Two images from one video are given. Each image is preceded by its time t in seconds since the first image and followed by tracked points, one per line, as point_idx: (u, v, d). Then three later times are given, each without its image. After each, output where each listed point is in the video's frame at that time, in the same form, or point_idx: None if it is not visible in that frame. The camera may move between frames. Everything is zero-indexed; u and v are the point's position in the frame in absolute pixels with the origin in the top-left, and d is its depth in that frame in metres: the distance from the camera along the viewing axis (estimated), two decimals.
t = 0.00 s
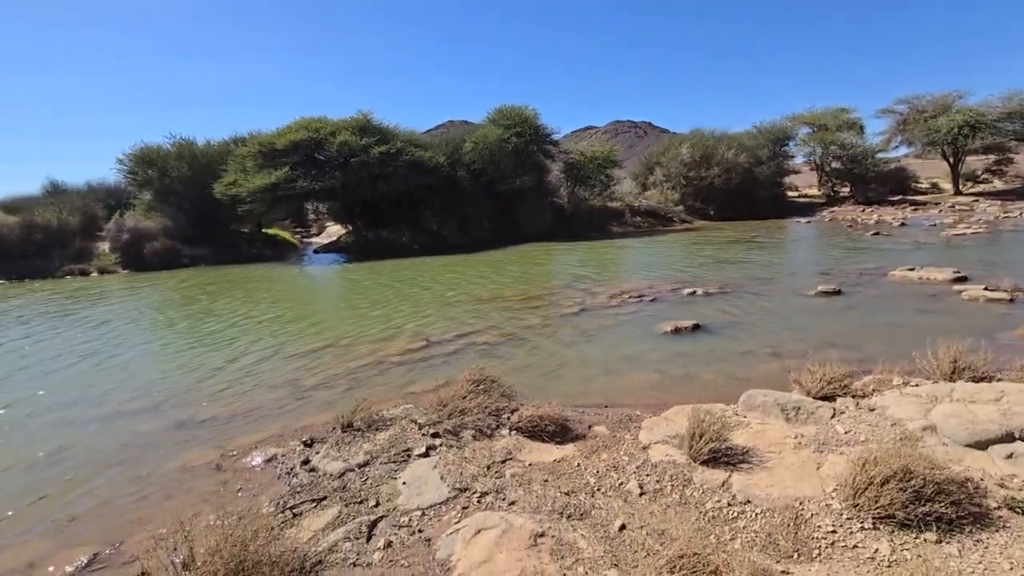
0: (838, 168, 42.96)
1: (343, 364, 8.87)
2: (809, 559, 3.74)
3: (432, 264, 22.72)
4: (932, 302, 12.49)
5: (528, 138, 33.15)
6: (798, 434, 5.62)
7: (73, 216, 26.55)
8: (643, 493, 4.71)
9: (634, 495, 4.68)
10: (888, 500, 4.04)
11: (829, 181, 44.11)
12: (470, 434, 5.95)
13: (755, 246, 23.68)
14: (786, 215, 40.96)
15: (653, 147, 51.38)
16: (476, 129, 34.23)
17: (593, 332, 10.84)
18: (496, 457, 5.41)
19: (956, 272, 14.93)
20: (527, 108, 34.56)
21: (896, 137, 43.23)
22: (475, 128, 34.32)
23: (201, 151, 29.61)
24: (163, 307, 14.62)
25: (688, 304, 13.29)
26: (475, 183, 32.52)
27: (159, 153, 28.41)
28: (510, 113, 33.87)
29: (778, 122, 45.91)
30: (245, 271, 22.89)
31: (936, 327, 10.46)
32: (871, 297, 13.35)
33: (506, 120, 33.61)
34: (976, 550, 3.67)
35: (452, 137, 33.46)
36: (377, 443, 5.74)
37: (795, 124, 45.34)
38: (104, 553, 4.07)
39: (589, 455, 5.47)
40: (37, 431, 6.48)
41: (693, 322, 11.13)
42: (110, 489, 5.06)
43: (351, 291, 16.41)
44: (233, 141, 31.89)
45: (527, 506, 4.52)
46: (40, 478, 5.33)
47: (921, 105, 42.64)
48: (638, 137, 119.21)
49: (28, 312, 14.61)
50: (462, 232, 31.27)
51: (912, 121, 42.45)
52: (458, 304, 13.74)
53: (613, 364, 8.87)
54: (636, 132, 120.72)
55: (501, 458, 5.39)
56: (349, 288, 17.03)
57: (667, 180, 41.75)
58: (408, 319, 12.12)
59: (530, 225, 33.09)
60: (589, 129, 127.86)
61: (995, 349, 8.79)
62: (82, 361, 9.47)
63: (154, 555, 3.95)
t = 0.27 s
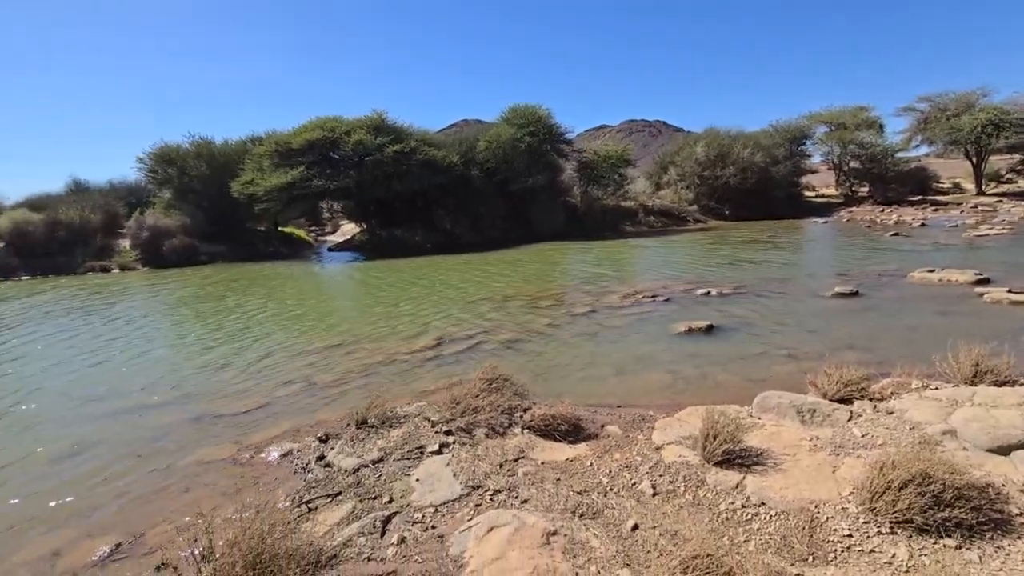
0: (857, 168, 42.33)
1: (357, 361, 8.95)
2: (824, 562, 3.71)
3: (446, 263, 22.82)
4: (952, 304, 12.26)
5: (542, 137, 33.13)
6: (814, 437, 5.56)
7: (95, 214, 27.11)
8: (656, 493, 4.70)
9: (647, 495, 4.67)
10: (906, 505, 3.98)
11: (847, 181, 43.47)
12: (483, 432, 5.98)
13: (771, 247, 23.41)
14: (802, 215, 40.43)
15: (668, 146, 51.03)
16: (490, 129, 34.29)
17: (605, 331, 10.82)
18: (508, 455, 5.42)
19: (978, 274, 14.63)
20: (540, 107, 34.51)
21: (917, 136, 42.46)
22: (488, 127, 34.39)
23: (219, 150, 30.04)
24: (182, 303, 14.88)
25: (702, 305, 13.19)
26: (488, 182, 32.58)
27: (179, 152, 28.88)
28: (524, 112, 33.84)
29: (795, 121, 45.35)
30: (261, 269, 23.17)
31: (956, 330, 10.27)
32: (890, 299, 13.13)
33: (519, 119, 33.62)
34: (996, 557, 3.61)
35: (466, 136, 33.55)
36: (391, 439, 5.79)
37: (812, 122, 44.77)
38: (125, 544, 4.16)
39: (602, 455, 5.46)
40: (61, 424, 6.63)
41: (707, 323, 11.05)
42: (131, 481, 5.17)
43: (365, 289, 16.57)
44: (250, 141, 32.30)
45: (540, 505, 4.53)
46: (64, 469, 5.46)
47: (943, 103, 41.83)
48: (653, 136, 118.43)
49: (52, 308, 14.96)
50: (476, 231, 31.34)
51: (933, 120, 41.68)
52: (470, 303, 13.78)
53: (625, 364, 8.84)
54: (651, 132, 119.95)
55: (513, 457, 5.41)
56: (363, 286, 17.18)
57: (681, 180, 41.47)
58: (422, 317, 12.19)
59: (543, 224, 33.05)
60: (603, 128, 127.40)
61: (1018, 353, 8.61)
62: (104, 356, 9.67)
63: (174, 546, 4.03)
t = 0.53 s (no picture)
0: (878, 167, 41.55)
1: (373, 358, 9.04)
2: (841, 565, 3.66)
3: (460, 261, 22.91)
4: (977, 306, 11.99)
5: (557, 135, 33.04)
6: (831, 439, 5.48)
7: (118, 211, 27.68)
8: (670, 493, 4.68)
9: (661, 495, 4.65)
10: (927, 509, 3.92)
11: (868, 180, 42.71)
12: (497, 429, 6.00)
13: (789, 247, 23.09)
14: (821, 214, 39.80)
15: (684, 145, 50.58)
16: (504, 127, 34.29)
17: (619, 330, 10.78)
18: (521, 453, 5.44)
19: (1004, 275, 14.28)
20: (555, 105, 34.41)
21: (941, 135, 41.55)
22: (503, 126, 34.38)
23: (237, 148, 30.45)
24: (201, 299, 15.14)
25: (718, 305, 13.07)
26: (502, 180, 32.59)
27: (198, 150, 29.32)
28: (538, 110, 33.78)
29: (815, 119, 44.64)
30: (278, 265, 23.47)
31: (979, 332, 10.05)
32: (911, 300, 12.89)
33: (534, 117, 33.57)
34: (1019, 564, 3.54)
35: (480, 135, 33.60)
36: (405, 435, 5.84)
37: (832, 120, 44.06)
38: (147, 533, 4.26)
39: (616, 454, 5.45)
40: (85, 415, 6.80)
41: (723, 323, 10.95)
42: (153, 471, 5.29)
43: (380, 286, 16.70)
44: (267, 139, 32.71)
45: (553, 502, 4.54)
46: (89, 459, 5.61)
47: (968, 100, 40.87)
48: (668, 135, 117.48)
49: (77, 302, 15.32)
50: (490, 229, 31.36)
51: (957, 117, 40.74)
52: (484, 300, 13.81)
53: (639, 363, 8.80)
54: (666, 130, 118.98)
55: (527, 454, 5.42)
56: (378, 283, 17.31)
57: (697, 178, 41.10)
58: (436, 315, 12.26)
59: (557, 222, 32.95)
60: (619, 126, 126.71)
61: None
62: (126, 349, 9.89)
63: (195, 536, 4.11)
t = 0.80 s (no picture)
0: (906, 164, 40.48)
1: (391, 352, 9.12)
2: (864, 570, 3.60)
3: (478, 257, 22.97)
4: (1008, 308, 11.63)
5: (576, 131, 32.85)
6: (854, 442, 5.38)
7: (145, 205, 28.34)
8: (688, 492, 4.65)
9: (678, 494, 4.62)
10: (953, 515, 3.82)
11: (895, 178, 41.64)
12: (514, 425, 6.02)
13: (813, 246, 22.63)
14: (846, 213, 38.93)
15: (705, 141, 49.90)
16: (523, 123, 34.21)
17: (637, 328, 10.72)
18: (538, 449, 5.44)
19: None
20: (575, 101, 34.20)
21: (973, 131, 40.29)
22: (522, 122, 34.30)
23: (260, 144, 30.87)
24: (225, 292, 15.44)
25: (738, 304, 12.90)
26: (521, 176, 32.54)
27: (222, 146, 29.82)
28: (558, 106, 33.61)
29: (840, 115, 43.65)
30: (298, 260, 23.78)
31: (1011, 335, 9.74)
32: (940, 301, 12.55)
33: (553, 113, 33.41)
34: None
35: (499, 131, 33.58)
36: (423, 429, 5.89)
37: (858, 117, 43.07)
38: (172, 519, 4.36)
39: (633, 452, 5.42)
40: (113, 404, 6.99)
41: (743, 322, 10.80)
42: (179, 459, 5.44)
43: (398, 282, 16.83)
44: (289, 135, 33.13)
45: (569, 499, 4.54)
46: (117, 447, 5.77)
47: (1003, 96, 39.54)
48: (689, 131, 116.00)
49: (106, 294, 15.75)
50: (507, 225, 31.36)
51: (990, 114, 39.45)
52: (502, 297, 13.83)
53: (657, 362, 8.74)
54: (687, 126, 117.44)
55: (544, 450, 5.42)
56: (396, 278, 17.45)
57: (718, 176, 40.55)
58: (453, 311, 12.30)
59: (575, 219, 32.78)
60: (639, 123, 125.51)
61: None
62: (152, 341, 10.13)
63: (218, 524, 4.21)
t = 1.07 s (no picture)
0: (933, 162, 39.45)
1: (411, 348, 9.21)
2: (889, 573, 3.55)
3: (495, 255, 23.03)
4: None
5: (594, 129, 32.67)
6: (879, 444, 5.30)
7: (171, 203, 28.97)
8: (709, 491, 4.62)
9: (699, 493, 4.60)
10: (983, 519, 3.76)
11: (922, 176, 40.62)
12: (533, 421, 6.05)
13: (836, 245, 22.21)
14: (871, 211, 38.10)
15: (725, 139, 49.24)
16: (541, 121, 34.15)
17: (656, 327, 10.65)
18: (557, 446, 5.45)
19: None
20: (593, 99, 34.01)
21: (1005, 128, 39.08)
22: (540, 120, 34.23)
23: (281, 142, 31.34)
24: (248, 288, 15.74)
25: (759, 303, 12.74)
26: (538, 174, 32.49)
27: (245, 145, 30.34)
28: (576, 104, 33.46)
29: (865, 112, 42.71)
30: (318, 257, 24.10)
31: None
32: (968, 302, 12.24)
33: (571, 111, 33.28)
34: None
35: (517, 129, 33.58)
36: (443, 424, 5.94)
37: (883, 114, 42.15)
38: (200, 507, 4.48)
39: (653, 451, 5.41)
40: (142, 395, 7.19)
41: (764, 322, 10.67)
42: (205, 449, 5.57)
43: (417, 279, 16.97)
44: (310, 133, 33.56)
45: (589, 495, 4.55)
46: (146, 436, 5.92)
47: None
48: (709, 128, 114.55)
49: (135, 289, 16.17)
50: (525, 223, 31.35)
51: None
52: (520, 295, 13.86)
53: (676, 360, 8.69)
54: (707, 124, 115.94)
55: (563, 447, 5.44)
56: (415, 276, 17.59)
57: (739, 174, 40.00)
58: (471, 308, 12.37)
59: (593, 216, 32.60)
60: (658, 121, 124.39)
61: None
62: (178, 335, 10.37)
63: (245, 513, 4.31)
